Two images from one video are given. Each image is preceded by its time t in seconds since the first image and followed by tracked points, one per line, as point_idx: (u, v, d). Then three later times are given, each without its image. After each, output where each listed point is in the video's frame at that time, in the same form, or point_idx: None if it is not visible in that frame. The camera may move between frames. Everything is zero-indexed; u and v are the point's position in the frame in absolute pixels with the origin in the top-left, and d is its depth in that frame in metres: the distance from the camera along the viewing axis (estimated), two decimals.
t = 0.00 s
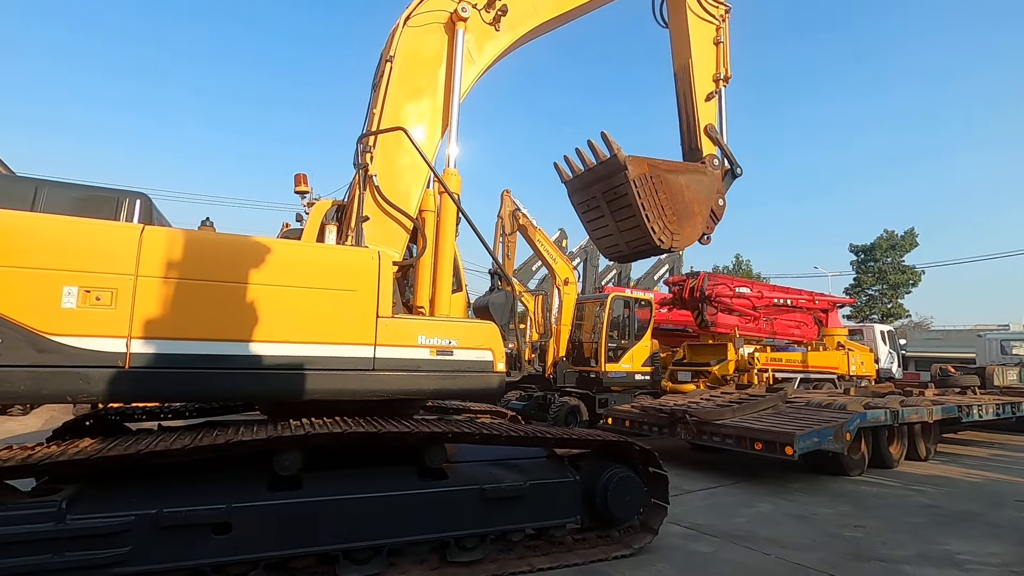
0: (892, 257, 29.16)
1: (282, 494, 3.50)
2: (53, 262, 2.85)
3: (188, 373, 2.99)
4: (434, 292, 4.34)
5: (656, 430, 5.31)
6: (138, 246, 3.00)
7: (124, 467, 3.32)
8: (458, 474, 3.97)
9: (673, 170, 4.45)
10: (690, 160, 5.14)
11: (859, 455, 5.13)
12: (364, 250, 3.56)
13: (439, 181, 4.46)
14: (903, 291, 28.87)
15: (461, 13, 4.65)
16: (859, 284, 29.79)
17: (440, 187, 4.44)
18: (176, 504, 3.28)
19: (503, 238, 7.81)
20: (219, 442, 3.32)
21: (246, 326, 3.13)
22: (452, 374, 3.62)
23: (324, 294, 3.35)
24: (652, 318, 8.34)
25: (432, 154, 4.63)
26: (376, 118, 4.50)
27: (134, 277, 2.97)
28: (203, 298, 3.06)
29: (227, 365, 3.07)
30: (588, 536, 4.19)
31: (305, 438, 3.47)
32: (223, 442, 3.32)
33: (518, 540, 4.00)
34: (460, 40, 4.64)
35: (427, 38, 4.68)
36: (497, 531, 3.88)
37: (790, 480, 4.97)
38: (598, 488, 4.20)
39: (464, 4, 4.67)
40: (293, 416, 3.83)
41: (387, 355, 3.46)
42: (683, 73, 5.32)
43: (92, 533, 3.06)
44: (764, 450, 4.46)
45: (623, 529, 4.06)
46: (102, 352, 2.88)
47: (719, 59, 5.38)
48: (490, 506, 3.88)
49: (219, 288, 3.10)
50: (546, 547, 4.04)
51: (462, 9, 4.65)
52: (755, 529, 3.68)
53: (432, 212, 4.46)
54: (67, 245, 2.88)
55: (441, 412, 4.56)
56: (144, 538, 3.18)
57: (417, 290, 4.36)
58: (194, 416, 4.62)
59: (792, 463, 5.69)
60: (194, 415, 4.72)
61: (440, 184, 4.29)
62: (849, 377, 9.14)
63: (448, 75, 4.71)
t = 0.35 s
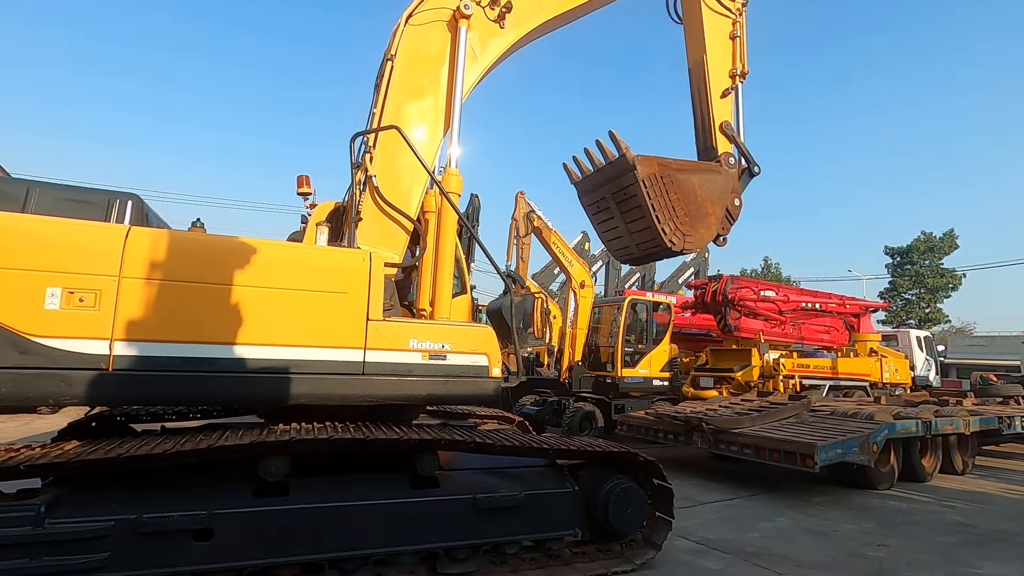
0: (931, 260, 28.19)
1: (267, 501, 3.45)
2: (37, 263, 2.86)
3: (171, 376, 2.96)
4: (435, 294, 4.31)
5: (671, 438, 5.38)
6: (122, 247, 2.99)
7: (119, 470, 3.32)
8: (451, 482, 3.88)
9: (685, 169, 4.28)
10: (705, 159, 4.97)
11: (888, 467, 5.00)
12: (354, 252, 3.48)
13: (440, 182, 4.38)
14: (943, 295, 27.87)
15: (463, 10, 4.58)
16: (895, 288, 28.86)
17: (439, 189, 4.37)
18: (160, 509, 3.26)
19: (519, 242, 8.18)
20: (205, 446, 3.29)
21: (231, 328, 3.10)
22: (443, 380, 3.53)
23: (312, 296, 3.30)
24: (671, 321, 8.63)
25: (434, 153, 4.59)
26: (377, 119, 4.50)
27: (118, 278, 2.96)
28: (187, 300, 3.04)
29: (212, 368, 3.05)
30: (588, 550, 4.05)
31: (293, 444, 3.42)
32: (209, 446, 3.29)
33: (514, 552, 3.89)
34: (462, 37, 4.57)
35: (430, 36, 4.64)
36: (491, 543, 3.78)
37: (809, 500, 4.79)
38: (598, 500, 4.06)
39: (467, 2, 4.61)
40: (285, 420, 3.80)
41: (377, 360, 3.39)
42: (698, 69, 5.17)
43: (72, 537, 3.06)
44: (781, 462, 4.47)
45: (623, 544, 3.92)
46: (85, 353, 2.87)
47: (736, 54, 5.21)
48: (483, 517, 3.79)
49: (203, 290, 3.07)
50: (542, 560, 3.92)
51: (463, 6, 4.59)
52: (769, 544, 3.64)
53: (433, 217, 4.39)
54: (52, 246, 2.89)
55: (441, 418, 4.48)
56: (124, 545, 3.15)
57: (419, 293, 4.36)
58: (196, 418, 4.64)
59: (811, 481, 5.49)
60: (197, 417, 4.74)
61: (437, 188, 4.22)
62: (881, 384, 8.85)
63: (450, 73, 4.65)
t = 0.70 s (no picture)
0: (970, 266, 27.29)
1: (259, 504, 3.42)
2: (33, 265, 2.90)
3: (162, 377, 2.96)
4: (437, 297, 4.27)
5: (687, 446, 5.62)
6: (117, 249, 3.02)
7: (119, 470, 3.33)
8: (447, 489, 3.81)
9: (699, 170, 4.14)
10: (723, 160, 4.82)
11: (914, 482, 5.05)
12: (349, 255, 3.46)
13: (442, 186, 4.35)
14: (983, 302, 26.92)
15: (468, 12, 4.56)
16: (932, 295, 27.95)
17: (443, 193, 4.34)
18: (151, 510, 3.25)
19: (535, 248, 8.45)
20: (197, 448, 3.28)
21: (223, 331, 3.10)
22: (437, 385, 3.48)
23: (305, 300, 3.28)
24: (688, 327, 8.47)
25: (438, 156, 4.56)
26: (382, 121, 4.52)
27: (112, 279, 2.98)
28: (179, 302, 3.05)
29: (202, 370, 3.04)
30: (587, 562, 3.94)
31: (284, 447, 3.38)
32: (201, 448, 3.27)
33: (509, 562, 3.79)
34: (467, 39, 4.55)
35: (436, 39, 4.63)
36: (485, 553, 3.70)
37: (826, 523, 4.60)
38: (597, 511, 3.96)
39: (472, 3, 4.58)
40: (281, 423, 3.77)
41: (368, 364, 3.35)
42: (716, 68, 5.03)
43: (63, 536, 3.06)
44: (798, 473, 4.59)
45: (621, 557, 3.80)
46: (79, 355, 2.89)
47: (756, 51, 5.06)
48: (478, 526, 3.72)
49: (195, 292, 3.08)
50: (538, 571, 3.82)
51: (470, 8, 4.57)
52: (779, 562, 3.74)
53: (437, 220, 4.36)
54: (47, 247, 2.92)
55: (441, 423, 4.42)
56: (115, 545, 3.15)
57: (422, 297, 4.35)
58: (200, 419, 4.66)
59: (832, 503, 5.28)
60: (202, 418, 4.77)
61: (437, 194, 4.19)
62: (912, 394, 8.61)
63: (456, 75, 4.64)
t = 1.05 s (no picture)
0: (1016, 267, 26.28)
1: (280, 504, 3.42)
2: (63, 266, 2.97)
3: (187, 377, 3.02)
4: (455, 300, 4.23)
5: (709, 451, 5.62)
6: (144, 251, 3.08)
7: (146, 470, 3.37)
8: (466, 491, 3.76)
9: (715, 172, 4.03)
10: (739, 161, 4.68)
11: (955, 491, 4.89)
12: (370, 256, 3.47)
13: (461, 188, 4.31)
14: None
15: (486, 15, 4.52)
16: (976, 297, 27.10)
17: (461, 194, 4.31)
18: (174, 508, 3.27)
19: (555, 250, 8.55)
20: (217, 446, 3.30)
21: (246, 331, 3.14)
22: (457, 386, 3.46)
23: (326, 301, 3.30)
24: (712, 329, 8.40)
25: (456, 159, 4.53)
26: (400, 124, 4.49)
27: (140, 281, 3.04)
28: (206, 303, 3.10)
29: (224, 369, 3.08)
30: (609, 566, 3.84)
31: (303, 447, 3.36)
32: (221, 446, 3.29)
33: (529, 565, 3.72)
34: (486, 42, 4.50)
35: (454, 42, 4.59)
36: (503, 555, 3.63)
37: (855, 537, 4.43)
38: (617, 515, 3.85)
39: (490, 6, 4.54)
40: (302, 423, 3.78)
41: (389, 364, 3.36)
42: (732, 69, 4.89)
43: (90, 533, 3.10)
44: (824, 480, 4.50)
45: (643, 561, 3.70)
46: (106, 354, 2.95)
47: (773, 53, 4.91)
48: (496, 528, 3.65)
49: (222, 293, 3.14)
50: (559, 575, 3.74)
51: (487, 11, 4.52)
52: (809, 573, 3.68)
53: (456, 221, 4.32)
54: (78, 249, 3.00)
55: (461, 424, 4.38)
56: (141, 543, 3.18)
57: (440, 299, 4.31)
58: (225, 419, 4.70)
59: (862, 514, 5.09)
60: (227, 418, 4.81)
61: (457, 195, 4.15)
62: (952, 401, 8.23)
63: (473, 78, 4.60)
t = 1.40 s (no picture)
0: None
1: (312, 502, 3.42)
2: (104, 266, 3.05)
3: (222, 375, 3.07)
4: (483, 299, 4.17)
5: (743, 454, 5.45)
6: (181, 251, 3.13)
7: (183, 466, 3.40)
8: (496, 491, 3.68)
9: (744, 168, 3.87)
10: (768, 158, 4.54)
11: (1015, 498, 4.61)
12: (399, 253, 3.46)
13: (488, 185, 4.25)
14: None
15: (512, 12, 4.45)
16: None
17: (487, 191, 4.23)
18: (208, 505, 3.30)
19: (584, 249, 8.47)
20: (249, 442, 3.31)
21: (278, 329, 3.17)
22: (487, 385, 3.42)
23: (355, 299, 3.31)
24: (747, 328, 8.18)
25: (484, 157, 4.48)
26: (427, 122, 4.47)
27: (177, 280, 3.10)
28: (240, 302, 3.14)
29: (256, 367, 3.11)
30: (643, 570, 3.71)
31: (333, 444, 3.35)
32: (252, 443, 3.31)
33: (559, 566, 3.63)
34: (511, 40, 4.43)
35: (481, 40, 4.55)
36: (531, 555, 3.54)
37: (901, 546, 4.20)
38: (650, 518, 3.72)
39: (516, 3, 4.47)
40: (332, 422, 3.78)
41: (422, 362, 3.34)
42: (758, 65, 4.74)
43: (129, 528, 3.15)
44: (868, 487, 4.28)
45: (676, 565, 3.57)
46: (144, 352, 3.02)
47: (801, 46, 4.73)
48: (526, 528, 3.57)
49: (256, 292, 3.17)
50: None
51: (513, 8, 4.45)
52: None
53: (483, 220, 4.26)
54: (118, 250, 3.08)
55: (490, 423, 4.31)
56: (178, 538, 3.22)
57: (468, 299, 4.27)
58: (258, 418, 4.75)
59: (910, 522, 4.81)
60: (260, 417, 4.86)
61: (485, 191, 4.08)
62: (1011, 403, 7.78)
63: (499, 76, 4.53)
